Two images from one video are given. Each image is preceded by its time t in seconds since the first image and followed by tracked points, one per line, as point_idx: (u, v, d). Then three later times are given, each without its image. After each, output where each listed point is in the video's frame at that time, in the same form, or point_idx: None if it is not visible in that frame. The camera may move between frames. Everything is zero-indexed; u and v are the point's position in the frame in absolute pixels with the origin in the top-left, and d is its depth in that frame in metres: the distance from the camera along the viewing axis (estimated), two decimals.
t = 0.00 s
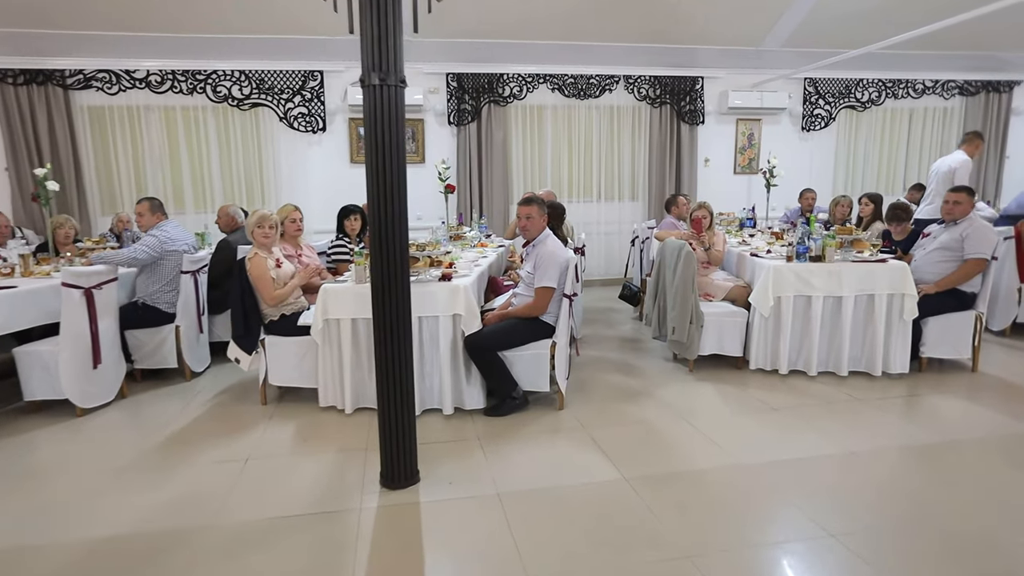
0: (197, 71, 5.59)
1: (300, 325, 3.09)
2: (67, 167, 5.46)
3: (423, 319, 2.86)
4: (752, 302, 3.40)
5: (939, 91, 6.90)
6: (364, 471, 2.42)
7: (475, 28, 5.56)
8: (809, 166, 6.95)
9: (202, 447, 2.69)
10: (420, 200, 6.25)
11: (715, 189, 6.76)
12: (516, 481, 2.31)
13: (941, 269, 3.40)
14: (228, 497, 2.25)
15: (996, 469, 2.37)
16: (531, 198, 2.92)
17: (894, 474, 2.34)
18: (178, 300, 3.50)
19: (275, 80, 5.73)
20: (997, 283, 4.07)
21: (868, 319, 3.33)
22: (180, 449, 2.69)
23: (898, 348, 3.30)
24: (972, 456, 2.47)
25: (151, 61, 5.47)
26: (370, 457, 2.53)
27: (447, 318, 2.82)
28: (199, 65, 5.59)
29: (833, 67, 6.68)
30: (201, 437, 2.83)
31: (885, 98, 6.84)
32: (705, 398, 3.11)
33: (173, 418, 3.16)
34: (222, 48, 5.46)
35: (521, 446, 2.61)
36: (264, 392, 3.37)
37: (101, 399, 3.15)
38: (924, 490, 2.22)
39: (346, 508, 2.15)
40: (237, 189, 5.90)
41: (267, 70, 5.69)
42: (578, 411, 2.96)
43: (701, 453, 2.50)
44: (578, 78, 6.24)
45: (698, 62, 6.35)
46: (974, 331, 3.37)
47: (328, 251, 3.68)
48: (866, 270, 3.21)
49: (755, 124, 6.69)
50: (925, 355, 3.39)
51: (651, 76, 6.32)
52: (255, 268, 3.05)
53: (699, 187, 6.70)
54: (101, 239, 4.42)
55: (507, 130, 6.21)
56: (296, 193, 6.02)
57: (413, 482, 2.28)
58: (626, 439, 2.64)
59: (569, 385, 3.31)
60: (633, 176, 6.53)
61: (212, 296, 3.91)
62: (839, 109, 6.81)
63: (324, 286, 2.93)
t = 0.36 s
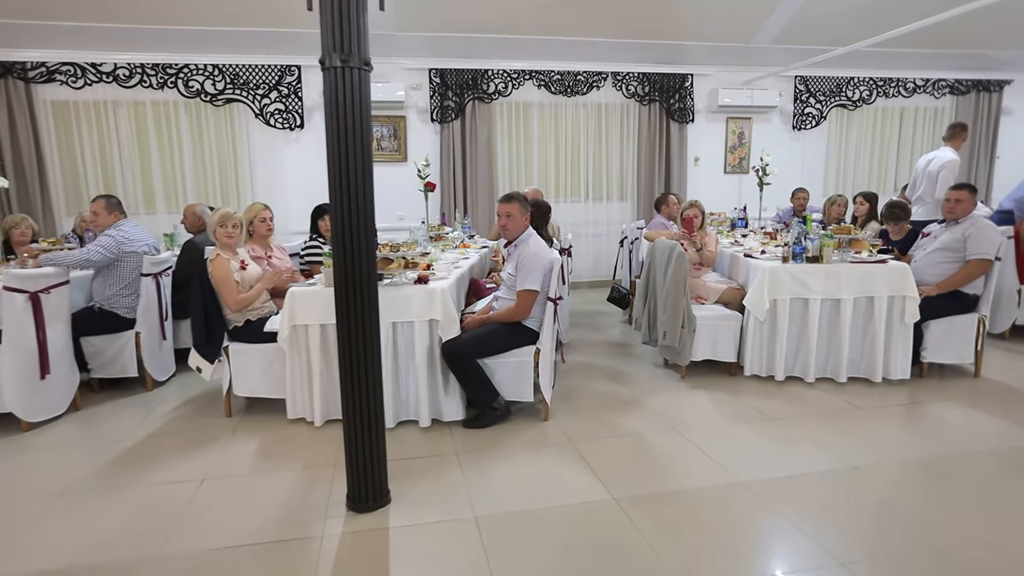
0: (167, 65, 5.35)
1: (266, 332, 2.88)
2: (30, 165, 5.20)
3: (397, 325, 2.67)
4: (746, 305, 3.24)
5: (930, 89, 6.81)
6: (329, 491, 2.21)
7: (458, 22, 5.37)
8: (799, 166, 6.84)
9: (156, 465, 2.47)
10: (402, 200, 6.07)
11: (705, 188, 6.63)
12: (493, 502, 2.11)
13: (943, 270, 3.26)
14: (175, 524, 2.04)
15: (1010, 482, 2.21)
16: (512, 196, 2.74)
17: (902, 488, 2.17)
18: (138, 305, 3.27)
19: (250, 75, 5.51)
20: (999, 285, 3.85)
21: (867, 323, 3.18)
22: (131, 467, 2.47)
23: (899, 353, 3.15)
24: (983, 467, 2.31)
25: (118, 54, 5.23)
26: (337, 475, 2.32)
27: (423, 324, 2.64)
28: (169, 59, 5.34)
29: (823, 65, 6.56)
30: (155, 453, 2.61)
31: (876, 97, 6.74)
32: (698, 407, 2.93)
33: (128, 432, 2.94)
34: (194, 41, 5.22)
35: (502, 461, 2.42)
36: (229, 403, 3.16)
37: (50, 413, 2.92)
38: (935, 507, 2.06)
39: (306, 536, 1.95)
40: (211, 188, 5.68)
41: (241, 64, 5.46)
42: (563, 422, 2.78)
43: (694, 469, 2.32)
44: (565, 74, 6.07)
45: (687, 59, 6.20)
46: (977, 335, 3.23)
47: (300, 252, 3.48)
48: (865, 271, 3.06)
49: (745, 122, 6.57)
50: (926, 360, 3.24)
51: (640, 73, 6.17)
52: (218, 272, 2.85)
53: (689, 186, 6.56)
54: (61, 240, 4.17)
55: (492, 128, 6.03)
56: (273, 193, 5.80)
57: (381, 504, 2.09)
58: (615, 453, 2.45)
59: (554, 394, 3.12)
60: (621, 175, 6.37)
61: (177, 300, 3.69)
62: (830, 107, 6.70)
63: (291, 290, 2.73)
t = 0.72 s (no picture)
0: (142, 59, 5.16)
1: (232, 336, 2.70)
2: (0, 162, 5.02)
3: (369, 328, 2.51)
4: (742, 305, 3.08)
5: (929, 85, 6.65)
6: (289, 510, 2.04)
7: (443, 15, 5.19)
8: (795, 163, 6.69)
9: (107, 480, 2.29)
10: (387, 199, 5.89)
11: (699, 186, 6.47)
12: (467, 521, 1.94)
13: (947, 269, 3.11)
14: (118, 546, 1.86)
15: None
16: (490, 190, 2.56)
17: (911, 503, 2.01)
18: (99, 307, 3.09)
19: (229, 69, 5.32)
20: (1004, 285, 3.62)
21: (870, 324, 3.01)
22: (81, 481, 2.29)
23: (902, 355, 3.00)
24: (998, 477, 2.15)
25: (91, 47, 5.04)
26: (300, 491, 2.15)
27: (396, 326, 2.47)
28: (144, 52, 5.16)
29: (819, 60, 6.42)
30: (109, 466, 2.43)
31: (873, 93, 6.59)
32: (691, 414, 2.77)
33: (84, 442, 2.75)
34: (169, 34, 5.03)
35: (480, 474, 2.25)
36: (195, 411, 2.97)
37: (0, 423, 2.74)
38: (948, 523, 1.89)
39: (259, 560, 1.77)
40: (190, 186, 5.50)
41: (220, 58, 5.28)
42: (548, 432, 2.61)
43: (687, 482, 2.16)
44: (554, 69, 5.91)
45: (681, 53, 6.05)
46: (984, 336, 3.07)
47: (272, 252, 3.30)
48: (866, 269, 2.90)
49: (740, 118, 6.42)
50: (931, 363, 3.08)
51: (632, 68, 6.01)
52: (179, 273, 2.66)
53: (683, 184, 6.40)
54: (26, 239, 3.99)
55: (480, 124, 5.87)
56: (255, 191, 5.62)
57: (345, 523, 1.92)
58: (601, 465, 2.29)
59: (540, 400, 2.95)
60: (613, 173, 6.21)
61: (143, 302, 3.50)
62: (827, 103, 6.55)
63: (257, 290, 2.55)
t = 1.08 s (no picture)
0: (113, 55, 4.99)
1: (186, 344, 2.53)
2: None
3: (329, 335, 2.36)
4: (727, 310, 2.94)
5: (921, 83, 6.53)
6: (232, 534, 1.88)
7: (424, 10, 5.04)
8: (787, 162, 6.57)
9: (43, 501, 2.13)
10: (369, 200, 5.74)
11: (688, 185, 6.34)
12: (423, 547, 1.78)
13: (942, 271, 2.98)
14: None
15: None
16: (451, 192, 2.40)
17: (903, 523, 1.86)
18: (49, 314, 2.93)
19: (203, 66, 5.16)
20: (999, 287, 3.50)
21: (862, 329, 2.87)
22: (13, 503, 2.13)
23: (894, 361, 2.86)
24: (996, 495, 2.00)
25: (59, 43, 4.87)
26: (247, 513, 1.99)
27: (357, 334, 2.32)
28: (115, 48, 4.98)
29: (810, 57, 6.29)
30: (47, 484, 2.27)
31: (865, 91, 6.47)
32: (673, 425, 2.62)
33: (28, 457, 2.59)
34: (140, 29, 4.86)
35: (444, 493, 2.10)
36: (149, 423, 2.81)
37: None
38: (944, 546, 1.74)
39: None
40: (164, 187, 5.33)
41: (193, 55, 5.12)
42: (520, 445, 2.46)
43: (664, 502, 2.01)
44: (540, 66, 5.77)
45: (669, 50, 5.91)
46: (979, 341, 2.94)
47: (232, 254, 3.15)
48: (856, 271, 2.76)
49: (730, 117, 6.29)
50: (925, 370, 2.95)
51: (619, 65, 5.87)
52: (128, 280, 2.47)
53: (672, 184, 6.27)
54: None
55: (463, 123, 5.72)
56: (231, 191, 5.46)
57: (289, 551, 1.76)
58: (574, 483, 2.13)
59: (514, 411, 2.80)
60: (600, 173, 6.08)
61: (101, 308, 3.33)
62: (819, 101, 6.43)
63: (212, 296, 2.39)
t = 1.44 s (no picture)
0: (56, 46, 4.73)
1: (111, 354, 2.34)
2: None
3: (267, 343, 2.19)
4: (692, 313, 2.84)
5: (888, 84, 6.56)
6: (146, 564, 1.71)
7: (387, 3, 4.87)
8: (757, 162, 6.54)
9: None
10: (331, 199, 5.55)
11: (659, 185, 6.27)
12: None
13: (908, 271, 2.93)
14: None
15: (999, 524, 1.82)
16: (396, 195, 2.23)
17: (869, 537, 1.76)
18: None
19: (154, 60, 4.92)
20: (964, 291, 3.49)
21: (829, 332, 2.79)
22: None
23: (860, 364, 2.79)
24: (964, 506, 1.92)
25: None
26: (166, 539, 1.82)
27: (297, 342, 2.16)
28: (58, 39, 4.72)
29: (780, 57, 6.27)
30: None
31: (833, 91, 6.47)
32: (636, 434, 2.51)
33: None
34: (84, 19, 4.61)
35: (388, 512, 1.95)
36: (76, 439, 2.61)
37: None
38: (911, 563, 1.64)
39: None
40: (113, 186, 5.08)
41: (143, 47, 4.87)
42: (474, 458, 2.32)
43: (623, 519, 1.88)
44: (507, 63, 5.65)
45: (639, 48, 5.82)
46: (945, 343, 2.89)
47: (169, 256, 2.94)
48: (822, 272, 2.68)
49: (701, 116, 6.24)
50: (891, 373, 2.89)
51: (589, 63, 5.77)
52: (46, 283, 2.26)
53: (642, 184, 6.20)
54: None
55: (429, 121, 5.58)
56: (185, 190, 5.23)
57: None
58: (528, 499, 2.00)
59: (470, 422, 2.67)
60: (570, 172, 5.98)
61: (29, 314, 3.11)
62: (788, 101, 6.41)
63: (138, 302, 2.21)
